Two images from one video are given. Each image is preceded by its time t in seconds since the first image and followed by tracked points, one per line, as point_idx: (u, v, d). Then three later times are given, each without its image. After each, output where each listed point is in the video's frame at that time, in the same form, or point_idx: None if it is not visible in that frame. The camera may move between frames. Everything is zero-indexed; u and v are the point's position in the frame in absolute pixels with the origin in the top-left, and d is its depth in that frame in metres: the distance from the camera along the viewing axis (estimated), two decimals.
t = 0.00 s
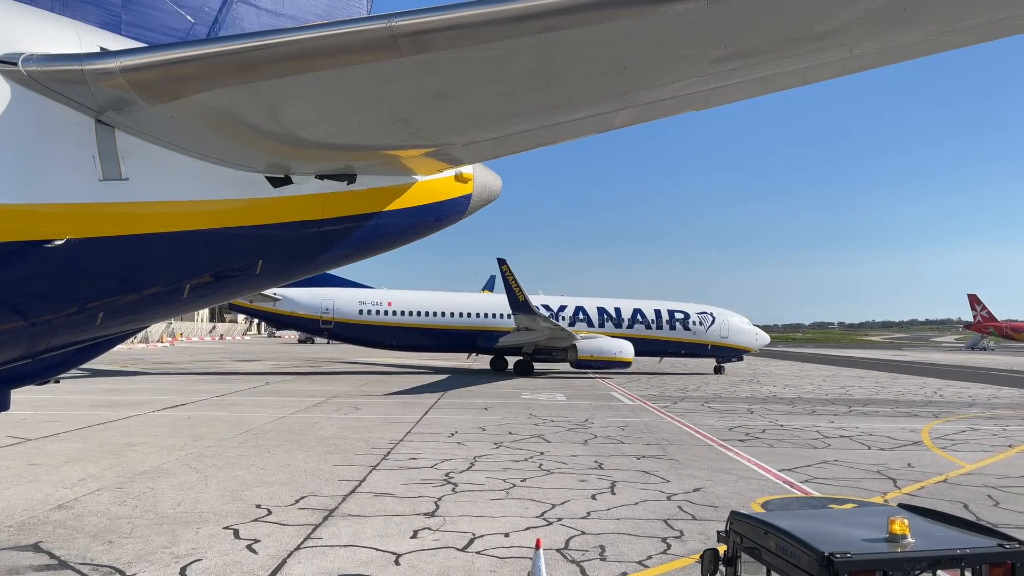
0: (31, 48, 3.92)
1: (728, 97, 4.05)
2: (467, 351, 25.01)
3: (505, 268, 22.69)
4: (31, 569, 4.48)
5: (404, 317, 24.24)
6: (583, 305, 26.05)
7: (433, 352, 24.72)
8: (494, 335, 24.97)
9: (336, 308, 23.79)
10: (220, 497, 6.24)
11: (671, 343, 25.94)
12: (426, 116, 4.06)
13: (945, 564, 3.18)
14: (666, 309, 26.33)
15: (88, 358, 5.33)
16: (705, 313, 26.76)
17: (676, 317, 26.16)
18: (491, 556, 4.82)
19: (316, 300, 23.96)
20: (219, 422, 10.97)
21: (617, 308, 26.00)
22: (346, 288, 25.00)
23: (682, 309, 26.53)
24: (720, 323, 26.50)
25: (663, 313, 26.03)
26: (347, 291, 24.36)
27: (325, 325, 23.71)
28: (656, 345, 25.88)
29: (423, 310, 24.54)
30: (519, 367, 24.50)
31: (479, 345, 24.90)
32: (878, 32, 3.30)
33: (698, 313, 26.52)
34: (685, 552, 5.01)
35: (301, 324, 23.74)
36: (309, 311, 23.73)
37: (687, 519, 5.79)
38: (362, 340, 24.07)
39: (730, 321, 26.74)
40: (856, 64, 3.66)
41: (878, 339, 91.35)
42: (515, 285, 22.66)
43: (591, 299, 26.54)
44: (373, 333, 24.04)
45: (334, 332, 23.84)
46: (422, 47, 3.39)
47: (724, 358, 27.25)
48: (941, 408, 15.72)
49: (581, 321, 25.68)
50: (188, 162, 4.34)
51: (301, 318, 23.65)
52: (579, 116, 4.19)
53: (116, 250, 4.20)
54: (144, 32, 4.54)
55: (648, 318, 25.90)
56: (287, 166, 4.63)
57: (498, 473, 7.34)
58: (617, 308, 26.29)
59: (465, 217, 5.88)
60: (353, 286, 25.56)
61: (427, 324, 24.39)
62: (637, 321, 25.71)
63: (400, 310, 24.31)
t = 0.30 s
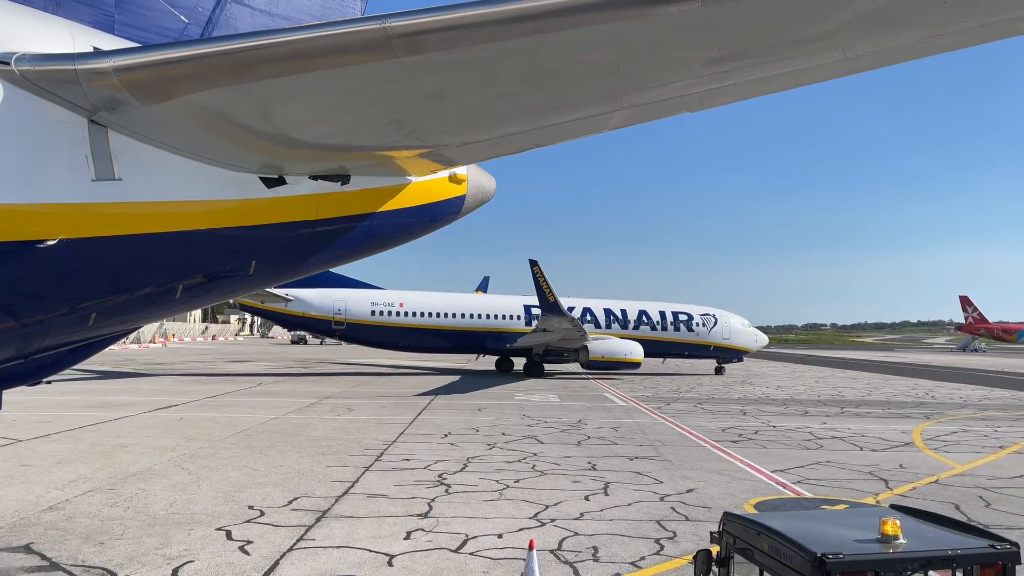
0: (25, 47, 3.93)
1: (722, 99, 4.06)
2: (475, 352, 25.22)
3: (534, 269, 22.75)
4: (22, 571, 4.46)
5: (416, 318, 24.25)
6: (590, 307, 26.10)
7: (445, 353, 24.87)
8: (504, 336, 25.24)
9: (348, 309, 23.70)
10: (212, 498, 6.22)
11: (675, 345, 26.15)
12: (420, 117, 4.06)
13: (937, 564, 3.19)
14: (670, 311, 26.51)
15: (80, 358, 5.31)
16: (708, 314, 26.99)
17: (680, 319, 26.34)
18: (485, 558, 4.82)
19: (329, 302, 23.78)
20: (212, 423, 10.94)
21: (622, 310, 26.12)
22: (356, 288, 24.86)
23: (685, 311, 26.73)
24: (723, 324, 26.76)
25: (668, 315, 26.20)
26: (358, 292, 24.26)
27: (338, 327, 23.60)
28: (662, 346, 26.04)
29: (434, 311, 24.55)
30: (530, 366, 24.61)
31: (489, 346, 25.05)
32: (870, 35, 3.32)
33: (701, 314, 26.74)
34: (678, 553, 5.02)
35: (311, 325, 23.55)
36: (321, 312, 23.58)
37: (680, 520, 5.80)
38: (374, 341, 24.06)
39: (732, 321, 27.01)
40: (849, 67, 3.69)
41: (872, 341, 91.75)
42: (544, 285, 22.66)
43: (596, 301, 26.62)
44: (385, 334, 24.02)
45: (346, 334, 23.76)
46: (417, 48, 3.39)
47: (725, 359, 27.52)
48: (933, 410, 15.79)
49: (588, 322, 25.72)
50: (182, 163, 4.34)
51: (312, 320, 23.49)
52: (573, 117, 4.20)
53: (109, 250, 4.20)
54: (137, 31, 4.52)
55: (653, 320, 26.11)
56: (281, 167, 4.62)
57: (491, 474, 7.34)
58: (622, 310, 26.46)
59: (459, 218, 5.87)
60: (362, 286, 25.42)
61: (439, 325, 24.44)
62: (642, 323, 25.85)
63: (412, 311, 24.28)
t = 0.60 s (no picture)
0: (17, 48, 3.93)
1: (714, 101, 4.08)
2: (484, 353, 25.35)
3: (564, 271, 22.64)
4: (12, 572, 4.43)
5: (428, 319, 24.26)
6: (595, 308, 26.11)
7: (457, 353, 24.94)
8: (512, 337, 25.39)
9: (361, 310, 23.59)
10: (203, 499, 6.20)
11: (676, 346, 26.44)
12: (413, 118, 4.06)
13: (927, 564, 3.21)
14: (673, 312, 26.66)
15: (70, 359, 5.30)
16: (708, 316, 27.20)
17: (682, 320, 26.51)
18: (477, 558, 4.82)
19: (341, 303, 23.58)
20: (203, 423, 10.90)
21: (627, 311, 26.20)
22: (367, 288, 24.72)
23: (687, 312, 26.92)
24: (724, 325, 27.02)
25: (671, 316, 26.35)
26: (371, 293, 24.19)
27: (351, 328, 23.46)
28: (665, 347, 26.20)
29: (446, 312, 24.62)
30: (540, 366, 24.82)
31: (498, 346, 25.30)
32: (862, 37, 3.34)
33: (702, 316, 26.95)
34: (670, 553, 5.03)
35: (322, 326, 23.34)
36: (333, 313, 23.42)
37: (672, 520, 5.81)
38: (385, 342, 23.99)
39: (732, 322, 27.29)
40: (839, 69, 3.71)
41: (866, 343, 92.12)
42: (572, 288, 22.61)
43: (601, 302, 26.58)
44: (397, 335, 23.97)
45: (358, 335, 23.66)
46: (410, 49, 3.39)
47: (724, 360, 27.78)
48: (924, 411, 15.88)
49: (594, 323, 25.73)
50: (173, 162, 4.33)
51: (324, 321, 23.30)
52: (566, 118, 4.20)
53: (100, 250, 4.19)
54: (129, 31, 4.50)
55: (657, 321, 26.30)
56: (273, 167, 4.60)
57: (484, 475, 7.33)
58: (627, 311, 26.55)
59: (453, 219, 5.86)
60: (372, 286, 25.28)
61: (449, 326, 24.52)
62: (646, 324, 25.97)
63: (423, 312, 24.24)
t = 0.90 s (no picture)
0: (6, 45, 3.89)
1: (705, 103, 4.09)
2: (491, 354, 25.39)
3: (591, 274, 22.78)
4: None
5: (439, 320, 24.21)
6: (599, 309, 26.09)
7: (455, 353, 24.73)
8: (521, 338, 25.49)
9: (372, 311, 23.43)
10: (193, 500, 6.17)
11: (678, 347, 26.56)
12: (404, 118, 4.05)
13: (916, 564, 3.22)
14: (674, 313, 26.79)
15: (59, 359, 5.29)
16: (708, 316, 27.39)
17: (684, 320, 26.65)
18: (468, 559, 4.81)
19: (353, 304, 23.38)
20: (193, 424, 10.85)
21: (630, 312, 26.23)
22: (378, 288, 24.53)
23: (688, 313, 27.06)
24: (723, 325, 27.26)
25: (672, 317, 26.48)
26: (382, 293, 24.04)
27: (363, 329, 23.32)
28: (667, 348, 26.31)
29: (456, 313, 24.62)
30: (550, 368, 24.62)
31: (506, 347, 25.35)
32: (852, 39, 3.36)
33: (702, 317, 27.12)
34: (661, 553, 5.03)
35: (334, 327, 23.07)
36: (345, 314, 23.20)
37: (663, 521, 5.82)
38: (396, 343, 23.87)
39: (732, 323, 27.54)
40: (831, 70, 3.72)
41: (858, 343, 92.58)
42: (599, 289, 22.73)
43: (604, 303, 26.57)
44: (409, 337, 23.88)
45: (369, 336, 23.49)
46: (401, 49, 3.39)
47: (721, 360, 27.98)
48: (913, 411, 15.99)
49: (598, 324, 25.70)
50: (163, 162, 4.31)
51: (336, 321, 23.05)
52: (558, 119, 4.20)
53: (89, 250, 4.18)
54: (120, 30, 4.47)
55: (660, 322, 26.36)
56: (263, 167, 4.58)
57: (475, 476, 7.33)
58: (630, 312, 26.57)
59: (445, 219, 5.85)
60: (382, 286, 25.05)
61: (460, 327, 24.53)
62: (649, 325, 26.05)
63: (435, 313, 24.22)
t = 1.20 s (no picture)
0: None
1: (696, 104, 4.09)
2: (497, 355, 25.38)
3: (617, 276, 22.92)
4: None
5: (449, 321, 24.14)
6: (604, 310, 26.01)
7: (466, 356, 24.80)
8: (529, 339, 25.55)
9: (384, 312, 23.23)
10: (183, 501, 6.15)
11: (680, 347, 26.63)
12: (395, 118, 4.04)
13: (904, 564, 3.24)
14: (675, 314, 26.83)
15: (47, 359, 5.26)
16: (706, 317, 27.54)
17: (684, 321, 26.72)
18: (459, 560, 4.82)
19: (365, 305, 23.20)
20: (183, 425, 10.80)
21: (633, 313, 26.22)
22: (387, 289, 24.38)
23: (688, 313, 27.14)
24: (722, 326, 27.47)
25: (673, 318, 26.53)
26: (393, 294, 23.86)
27: (374, 331, 23.12)
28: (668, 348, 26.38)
29: (466, 315, 24.59)
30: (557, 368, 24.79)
31: (514, 348, 25.38)
32: (842, 41, 3.37)
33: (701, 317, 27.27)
34: (652, 554, 5.04)
35: (347, 327, 22.80)
36: (357, 314, 22.96)
37: (654, 521, 5.83)
38: (407, 344, 23.69)
39: (729, 324, 27.79)
40: (821, 72, 3.72)
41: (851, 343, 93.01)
42: (626, 290, 22.77)
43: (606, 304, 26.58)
44: (420, 338, 23.73)
45: (380, 337, 23.29)
46: (392, 49, 3.38)
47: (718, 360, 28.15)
48: (903, 411, 16.09)
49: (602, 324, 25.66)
50: (153, 162, 4.28)
51: (347, 322, 22.83)
52: (549, 120, 4.19)
53: (77, 250, 4.17)
54: (108, 29, 4.46)
55: (661, 323, 26.37)
56: (253, 167, 4.56)
57: (467, 476, 7.33)
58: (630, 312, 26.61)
59: (436, 220, 5.84)
60: (390, 286, 24.85)
61: (469, 328, 24.51)
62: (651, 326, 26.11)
63: (445, 314, 24.18)
